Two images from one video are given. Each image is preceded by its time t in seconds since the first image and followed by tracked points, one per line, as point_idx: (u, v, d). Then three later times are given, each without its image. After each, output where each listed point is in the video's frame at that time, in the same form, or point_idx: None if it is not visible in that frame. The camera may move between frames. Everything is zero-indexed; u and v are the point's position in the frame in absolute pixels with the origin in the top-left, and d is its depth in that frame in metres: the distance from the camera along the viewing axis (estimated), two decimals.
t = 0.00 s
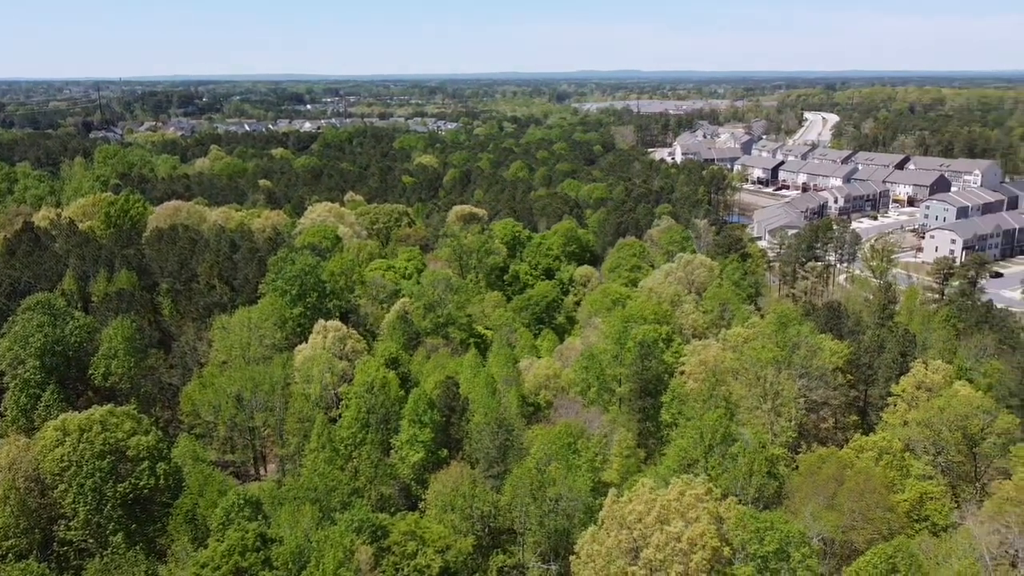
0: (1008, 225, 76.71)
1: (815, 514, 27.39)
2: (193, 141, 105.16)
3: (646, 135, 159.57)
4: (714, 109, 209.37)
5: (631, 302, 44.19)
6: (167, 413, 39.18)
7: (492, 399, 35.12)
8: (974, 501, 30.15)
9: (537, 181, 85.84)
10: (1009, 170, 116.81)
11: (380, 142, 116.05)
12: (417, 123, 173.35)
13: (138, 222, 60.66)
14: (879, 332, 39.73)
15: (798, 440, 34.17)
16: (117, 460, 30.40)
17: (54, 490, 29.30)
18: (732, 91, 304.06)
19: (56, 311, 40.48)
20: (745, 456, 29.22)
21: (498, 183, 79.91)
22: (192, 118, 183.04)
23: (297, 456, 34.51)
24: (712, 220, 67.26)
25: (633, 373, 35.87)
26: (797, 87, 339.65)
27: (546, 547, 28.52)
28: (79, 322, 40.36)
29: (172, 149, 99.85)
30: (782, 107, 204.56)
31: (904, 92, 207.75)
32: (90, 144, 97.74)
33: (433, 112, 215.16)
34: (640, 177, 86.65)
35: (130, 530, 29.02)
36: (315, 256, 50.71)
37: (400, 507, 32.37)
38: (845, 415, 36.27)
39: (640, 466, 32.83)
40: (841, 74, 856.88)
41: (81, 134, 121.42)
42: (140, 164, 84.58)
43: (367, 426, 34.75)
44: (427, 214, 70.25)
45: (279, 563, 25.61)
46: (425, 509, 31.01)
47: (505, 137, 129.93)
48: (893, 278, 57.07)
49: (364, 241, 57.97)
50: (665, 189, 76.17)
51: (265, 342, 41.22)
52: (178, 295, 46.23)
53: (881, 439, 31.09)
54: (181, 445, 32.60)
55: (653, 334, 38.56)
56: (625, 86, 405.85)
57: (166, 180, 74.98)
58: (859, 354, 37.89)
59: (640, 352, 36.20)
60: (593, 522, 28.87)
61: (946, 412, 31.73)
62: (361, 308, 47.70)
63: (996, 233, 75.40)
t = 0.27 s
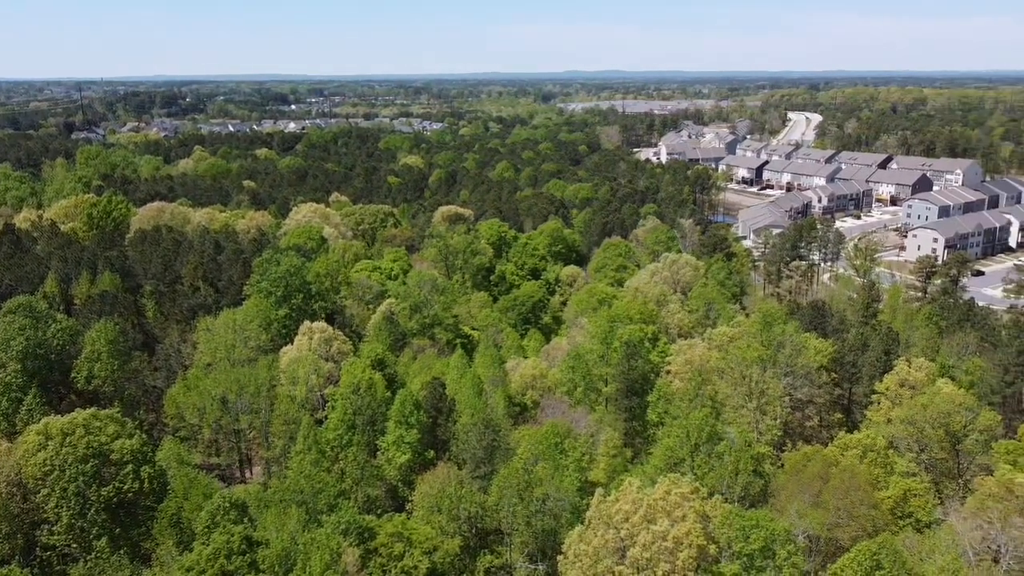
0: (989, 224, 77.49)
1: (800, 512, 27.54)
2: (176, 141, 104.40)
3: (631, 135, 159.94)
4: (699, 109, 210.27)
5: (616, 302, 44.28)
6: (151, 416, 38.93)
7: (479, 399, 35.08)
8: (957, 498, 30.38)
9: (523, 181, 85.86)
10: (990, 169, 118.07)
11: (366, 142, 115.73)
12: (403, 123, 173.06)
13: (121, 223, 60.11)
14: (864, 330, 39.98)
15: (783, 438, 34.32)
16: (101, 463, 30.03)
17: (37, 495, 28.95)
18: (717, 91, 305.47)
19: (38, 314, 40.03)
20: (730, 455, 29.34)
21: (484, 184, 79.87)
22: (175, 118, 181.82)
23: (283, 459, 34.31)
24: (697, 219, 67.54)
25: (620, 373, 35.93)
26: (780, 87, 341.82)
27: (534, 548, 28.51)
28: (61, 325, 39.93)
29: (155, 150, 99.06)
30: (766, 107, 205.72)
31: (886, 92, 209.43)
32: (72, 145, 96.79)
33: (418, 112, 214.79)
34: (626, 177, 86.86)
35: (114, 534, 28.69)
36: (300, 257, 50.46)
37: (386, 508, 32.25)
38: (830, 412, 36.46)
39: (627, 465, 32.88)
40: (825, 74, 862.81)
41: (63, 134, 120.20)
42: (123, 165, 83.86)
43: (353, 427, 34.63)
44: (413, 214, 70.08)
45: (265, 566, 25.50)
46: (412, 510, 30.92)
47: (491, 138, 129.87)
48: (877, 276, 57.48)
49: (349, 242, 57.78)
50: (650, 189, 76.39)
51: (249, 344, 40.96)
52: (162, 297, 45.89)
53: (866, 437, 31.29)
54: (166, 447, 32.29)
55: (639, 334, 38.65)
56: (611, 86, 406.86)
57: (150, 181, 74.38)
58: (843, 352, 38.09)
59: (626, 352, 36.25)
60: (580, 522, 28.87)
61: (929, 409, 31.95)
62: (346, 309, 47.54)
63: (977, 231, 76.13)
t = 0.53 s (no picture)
0: (972, 222, 78.13)
1: (787, 510, 27.66)
2: (160, 142, 103.71)
3: (618, 135, 160.26)
4: (685, 109, 211.10)
5: (604, 302, 44.36)
6: (136, 418, 38.68)
7: (467, 400, 35.05)
8: (942, 494, 30.64)
9: (510, 181, 85.88)
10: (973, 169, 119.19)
11: (352, 143, 115.43)
12: (389, 124, 172.72)
13: (106, 225, 59.61)
14: (849, 329, 40.25)
15: (770, 437, 34.45)
16: (86, 467, 29.74)
17: (21, 499, 28.32)
18: (703, 92, 306.80)
19: (21, 317, 39.59)
20: (718, 454, 29.46)
21: (471, 184, 79.81)
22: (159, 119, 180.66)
23: (270, 461, 34.10)
24: (684, 219, 67.77)
25: (607, 373, 35.97)
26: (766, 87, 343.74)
27: (523, 548, 28.49)
28: (45, 327, 39.52)
29: (140, 151, 98.33)
30: (752, 107, 206.77)
31: (871, 92, 210.99)
32: (56, 146, 96.02)
33: (405, 112, 214.50)
34: (613, 177, 87.03)
35: (99, 538, 28.39)
36: (287, 258, 50.22)
37: (375, 510, 32.13)
38: (817, 411, 36.68)
39: (615, 464, 32.93)
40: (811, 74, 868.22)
41: (46, 135, 119.01)
42: (107, 166, 83.17)
43: (341, 429, 34.52)
44: (400, 215, 69.95)
45: (253, 569, 25.36)
46: (400, 511, 30.83)
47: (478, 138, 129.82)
48: (862, 275, 57.85)
49: (336, 243, 57.58)
50: (637, 189, 76.57)
51: (236, 345, 40.69)
52: (147, 299, 45.56)
53: (852, 435, 31.47)
54: (152, 450, 32.03)
55: (626, 334, 38.73)
56: (597, 87, 407.83)
57: (134, 182, 73.80)
58: (829, 351, 38.32)
59: (614, 351, 36.30)
60: (569, 522, 28.86)
61: (914, 407, 32.21)
62: (334, 310, 47.37)
63: (961, 230, 76.77)
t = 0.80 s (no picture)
0: (958, 221, 78.73)
1: (776, 509, 27.74)
2: (147, 143, 103.13)
3: (606, 135, 160.52)
4: (673, 109, 211.79)
5: (593, 302, 44.42)
6: (124, 421, 38.41)
7: (456, 401, 35.01)
8: (928, 492, 30.84)
9: (498, 181, 85.88)
10: (958, 169, 120.18)
11: (340, 143, 115.15)
12: (378, 124, 172.41)
13: (92, 226, 59.18)
14: (836, 328, 40.49)
15: (759, 436, 34.55)
16: (73, 470, 29.43)
17: (6, 503, 28.02)
18: (691, 91, 307.84)
19: (6, 319, 39.22)
20: (707, 453, 29.54)
21: (460, 184, 79.75)
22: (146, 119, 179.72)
23: (259, 462, 33.91)
24: (672, 219, 67.98)
25: (597, 373, 36.00)
26: (753, 87, 345.39)
27: (513, 548, 28.46)
28: (30, 330, 39.15)
29: (126, 151, 97.70)
30: (739, 107, 207.63)
31: (857, 92, 212.26)
32: (41, 147, 95.29)
33: (394, 112, 214.22)
34: (601, 177, 87.18)
35: (86, 542, 28.08)
36: (275, 259, 49.98)
37: (364, 511, 32.01)
38: (805, 410, 36.85)
39: (605, 464, 32.97)
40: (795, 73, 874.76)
41: (30, 136, 118.08)
42: (93, 166, 82.58)
43: (330, 430, 34.39)
44: (389, 216, 69.83)
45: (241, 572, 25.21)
46: (390, 513, 30.75)
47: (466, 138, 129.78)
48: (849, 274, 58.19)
49: (324, 244, 57.39)
50: (626, 189, 76.73)
51: (224, 347, 40.48)
52: (134, 300, 45.28)
53: (839, 433, 31.63)
54: (139, 453, 31.79)
55: (615, 334, 38.79)
56: (586, 86, 408.62)
57: (120, 182, 73.31)
58: (817, 350, 38.50)
59: (603, 351, 36.36)
60: (559, 522, 28.86)
61: (902, 405, 32.45)
62: (322, 311, 47.21)
63: (947, 228, 77.33)
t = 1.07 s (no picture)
0: (940, 220, 79.46)
1: (762, 506, 27.87)
2: (130, 143, 102.40)
3: (592, 135, 160.86)
4: (658, 109, 212.76)
5: (578, 302, 44.49)
6: (107, 424, 38.08)
7: (442, 402, 34.93)
8: (912, 489, 31.08)
9: (484, 182, 85.87)
10: (940, 168, 121.34)
11: (325, 144, 114.76)
12: (363, 124, 172.00)
13: (74, 228, 58.61)
14: (821, 327, 40.76)
15: (744, 434, 34.70)
16: (55, 475, 28.85)
17: None
18: (676, 92, 309.18)
19: None
20: (693, 452, 29.65)
21: (446, 185, 79.65)
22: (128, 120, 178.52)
23: (244, 465, 33.68)
24: (657, 219, 68.22)
25: (583, 372, 36.02)
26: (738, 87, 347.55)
27: (499, 549, 28.45)
28: (11, 332, 38.68)
29: (108, 152, 96.93)
30: (724, 107, 208.71)
31: (841, 92, 213.86)
32: (22, 148, 94.37)
33: (379, 113, 213.86)
34: (587, 177, 87.36)
35: (70, 546, 27.94)
36: (260, 261, 49.66)
37: (350, 513, 31.86)
38: (790, 408, 37.04)
39: (591, 464, 33.00)
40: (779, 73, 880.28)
41: (11, 137, 116.93)
42: (74, 167, 81.82)
43: (315, 432, 34.23)
44: (374, 216, 69.64)
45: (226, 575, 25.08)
46: (376, 515, 30.65)
47: (452, 138, 129.93)
48: (832, 273, 58.57)
49: (309, 245, 57.13)
50: (611, 189, 76.94)
51: (208, 348, 40.20)
52: (117, 303, 44.93)
53: (824, 431, 31.84)
54: (122, 456, 31.48)
55: (601, 333, 38.87)
56: (572, 87, 409.44)
57: (103, 183, 72.67)
58: (801, 348, 38.74)
59: (590, 351, 36.44)
60: (545, 522, 28.88)
61: (885, 403, 32.73)
62: (307, 312, 46.98)
63: (929, 227, 78.04)
